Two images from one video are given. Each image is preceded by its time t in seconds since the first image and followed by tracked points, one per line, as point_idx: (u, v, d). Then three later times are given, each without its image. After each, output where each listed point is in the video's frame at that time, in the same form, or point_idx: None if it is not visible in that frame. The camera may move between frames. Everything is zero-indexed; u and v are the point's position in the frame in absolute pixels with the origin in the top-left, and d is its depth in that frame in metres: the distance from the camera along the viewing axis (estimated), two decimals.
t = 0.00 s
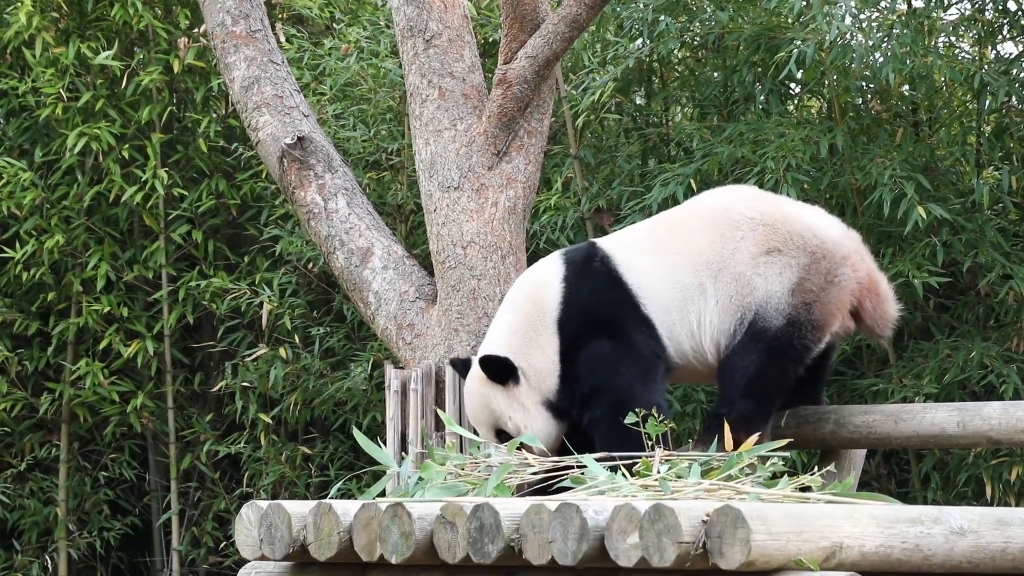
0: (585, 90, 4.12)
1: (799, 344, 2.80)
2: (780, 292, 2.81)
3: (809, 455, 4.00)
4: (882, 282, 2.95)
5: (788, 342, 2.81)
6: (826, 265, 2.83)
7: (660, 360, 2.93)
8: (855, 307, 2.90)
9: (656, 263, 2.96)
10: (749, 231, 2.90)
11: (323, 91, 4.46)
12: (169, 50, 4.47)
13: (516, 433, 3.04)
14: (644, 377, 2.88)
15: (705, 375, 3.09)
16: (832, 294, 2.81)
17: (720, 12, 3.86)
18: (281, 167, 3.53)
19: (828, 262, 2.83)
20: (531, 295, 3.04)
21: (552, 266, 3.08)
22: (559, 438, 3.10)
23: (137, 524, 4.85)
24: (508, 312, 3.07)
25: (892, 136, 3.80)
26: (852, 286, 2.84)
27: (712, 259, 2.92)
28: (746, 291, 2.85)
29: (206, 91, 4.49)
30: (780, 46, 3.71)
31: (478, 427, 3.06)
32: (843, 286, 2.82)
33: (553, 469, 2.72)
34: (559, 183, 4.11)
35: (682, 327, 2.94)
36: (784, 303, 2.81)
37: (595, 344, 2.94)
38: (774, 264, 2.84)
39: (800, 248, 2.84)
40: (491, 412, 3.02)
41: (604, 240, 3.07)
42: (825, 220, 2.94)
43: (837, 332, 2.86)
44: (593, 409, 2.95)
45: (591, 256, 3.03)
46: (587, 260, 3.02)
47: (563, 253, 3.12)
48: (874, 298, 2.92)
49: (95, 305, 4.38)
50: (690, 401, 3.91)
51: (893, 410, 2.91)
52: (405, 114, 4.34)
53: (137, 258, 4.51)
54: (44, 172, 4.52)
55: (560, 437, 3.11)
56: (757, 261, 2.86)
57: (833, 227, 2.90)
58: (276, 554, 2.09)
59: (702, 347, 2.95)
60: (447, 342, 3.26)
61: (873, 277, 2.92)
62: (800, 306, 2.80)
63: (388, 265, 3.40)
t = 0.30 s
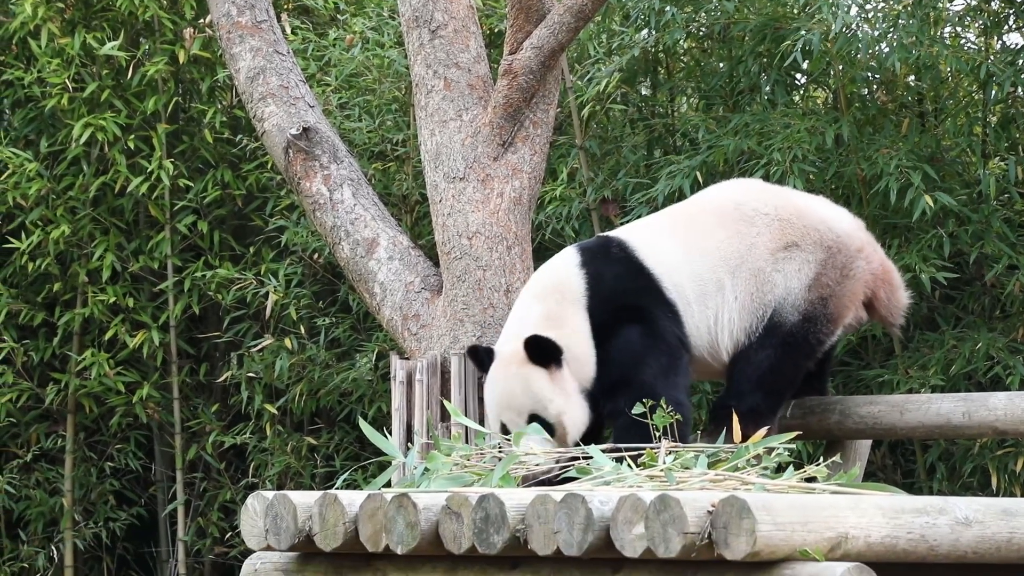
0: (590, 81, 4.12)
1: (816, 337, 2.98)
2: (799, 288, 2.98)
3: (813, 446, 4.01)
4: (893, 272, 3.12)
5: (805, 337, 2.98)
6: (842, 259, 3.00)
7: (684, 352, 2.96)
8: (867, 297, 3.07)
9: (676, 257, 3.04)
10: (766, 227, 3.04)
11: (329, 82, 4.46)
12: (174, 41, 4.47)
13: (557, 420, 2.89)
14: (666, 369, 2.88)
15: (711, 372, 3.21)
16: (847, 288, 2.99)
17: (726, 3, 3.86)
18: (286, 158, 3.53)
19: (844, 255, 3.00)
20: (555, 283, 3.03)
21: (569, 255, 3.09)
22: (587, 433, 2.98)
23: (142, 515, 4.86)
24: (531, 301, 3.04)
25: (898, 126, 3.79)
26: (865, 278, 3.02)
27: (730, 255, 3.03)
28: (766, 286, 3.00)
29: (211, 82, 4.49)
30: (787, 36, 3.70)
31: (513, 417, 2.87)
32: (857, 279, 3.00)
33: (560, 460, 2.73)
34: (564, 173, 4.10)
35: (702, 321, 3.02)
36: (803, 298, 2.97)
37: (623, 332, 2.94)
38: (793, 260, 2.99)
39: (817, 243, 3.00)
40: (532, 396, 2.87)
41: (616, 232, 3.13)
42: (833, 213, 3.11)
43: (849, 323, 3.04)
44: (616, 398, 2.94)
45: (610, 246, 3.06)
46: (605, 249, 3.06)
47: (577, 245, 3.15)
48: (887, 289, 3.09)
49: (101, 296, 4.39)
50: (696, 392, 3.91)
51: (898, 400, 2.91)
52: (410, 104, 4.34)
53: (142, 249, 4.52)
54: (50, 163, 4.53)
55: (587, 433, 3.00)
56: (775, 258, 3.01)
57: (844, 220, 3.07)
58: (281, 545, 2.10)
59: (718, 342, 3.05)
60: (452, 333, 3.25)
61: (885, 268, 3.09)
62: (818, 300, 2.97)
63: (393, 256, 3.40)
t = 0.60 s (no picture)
0: (593, 72, 4.11)
1: (828, 330, 3.11)
2: (816, 282, 3.08)
3: (817, 437, 4.01)
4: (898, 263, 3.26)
5: (817, 331, 3.10)
6: (854, 254, 3.13)
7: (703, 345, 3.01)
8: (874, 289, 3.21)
9: (698, 248, 3.08)
10: (782, 221, 3.11)
11: (332, 72, 4.45)
12: (177, 32, 4.46)
13: (601, 387, 2.78)
14: (686, 362, 2.93)
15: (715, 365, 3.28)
16: (857, 282, 3.13)
17: None
18: (289, 150, 3.53)
19: (856, 250, 3.13)
20: (583, 265, 3.00)
21: (594, 240, 3.07)
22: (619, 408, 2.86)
23: (145, 506, 4.87)
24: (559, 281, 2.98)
25: (901, 117, 3.79)
26: (875, 271, 3.15)
27: (749, 248, 3.10)
28: (784, 280, 3.08)
29: (214, 73, 4.49)
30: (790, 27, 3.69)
31: (556, 383, 2.75)
32: (868, 272, 3.14)
33: (564, 451, 2.73)
34: (567, 164, 4.09)
35: (721, 312, 3.07)
36: (819, 293, 3.08)
37: (648, 322, 2.97)
38: (810, 255, 3.09)
39: (832, 238, 3.11)
40: (576, 362, 2.77)
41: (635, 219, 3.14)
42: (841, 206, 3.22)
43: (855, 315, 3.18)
44: (638, 387, 2.98)
45: (634, 233, 3.07)
46: (630, 235, 3.07)
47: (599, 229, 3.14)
48: (896, 281, 3.21)
49: (104, 287, 4.39)
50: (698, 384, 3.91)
51: (901, 392, 2.93)
52: (414, 96, 4.33)
53: (145, 240, 4.52)
54: (53, 154, 4.53)
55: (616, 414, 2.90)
56: (793, 252, 3.09)
57: (855, 214, 3.18)
58: (284, 536, 2.10)
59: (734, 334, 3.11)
60: (455, 324, 3.25)
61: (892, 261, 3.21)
62: (832, 294, 3.10)
63: (396, 247, 3.41)
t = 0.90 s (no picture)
0: (593, 65, 4.11)
1: (838, 321, 3.16)
2: (827, 274, 3.12)
3: (816, 430, 4.01)
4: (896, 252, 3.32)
5: (829, 324, 3.15)
6: (859, 244, 3.18)
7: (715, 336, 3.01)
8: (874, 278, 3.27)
9: (709, 239, 3.07)
10: (790, 213, 3.14)
11: (332, 65, 4.45)
12: (177, 24, 4.46)
13: (619, 377, 2.76)
14: (694, 355, 2.93)
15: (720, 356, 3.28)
16: (862, 272, 3.19)
17: None
18: (289, 142, 3.53)
19: (861, 240, 3.18)
20: (595, 256, 2.98)
21: (601, 232, 3.04)
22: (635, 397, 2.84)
23: (145, 498, 4.88)
24: (574, 272, 2.96)
25: (900, 110, 3.79)
26: (877, 261, 3.21)
27: (760, 240, 3.11)
28: (796, 272, 3.11)
29: (214, 65, 4.48)
30: (790, 20, 3.69)
31: (574, 373, 2.73)
32: (871, 262, 3.20)
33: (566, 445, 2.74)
34: (567, 157, 4.08)
35: (734, 304, 3.06)
36: (831, 285, 3.13)
37: (659, 314, 2.96)
38: (819, 247, 3.13)
39: (839, 230, 3.15)
40: (594, 352, 2.74)
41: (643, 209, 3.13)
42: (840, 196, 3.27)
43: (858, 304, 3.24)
44: (648, 379, 2.98)
45: (647, 224, 3.05)
46: (643, 225, 3.05)
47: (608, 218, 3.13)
48: (895, 269, 3.27)
49: (103, 280, 4.39)
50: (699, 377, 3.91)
51: (901, 385, 2.94)
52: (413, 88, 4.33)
53: (145, 232, 4.52)
54: (53, 146, 4.53)
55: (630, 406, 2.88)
56: (802, 244, 3.12)
57: (856, 204, 3.23)
58: (284, 528, 2.10)
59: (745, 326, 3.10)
60: (455, 317, 3.26)
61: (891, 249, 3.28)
62: (841, 285, 3.15)
63: (396, 240, 3.41)
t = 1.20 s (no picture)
0: (592, 60, 4.11)
1: (835, 314, 3.16)
2: (823, 267, 3.12)
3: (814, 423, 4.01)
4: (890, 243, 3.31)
5: (826, 316, 3.15)
6: (855, 236, 3.17)
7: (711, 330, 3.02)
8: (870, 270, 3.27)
9: (706, 235, 3.07)
10: (785, 208, 3.14)
11: (329, 59, 4.43)
12: (175, 18, 4.45)
13: (625, 379, 2.75)
14: (694, 349, 2.93)
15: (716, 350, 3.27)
16: (859, 264, 3.18)
17: None
18: (286, 136, 3.52)
19: (857, 232, 3.18)
20: (592, 252, 2.96)
21: (600, 226, 3.03)
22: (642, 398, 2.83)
23: (143, 492, 4.88)
24: (572, 270, 2.95)
25: (898, 104, 3.79)
26: (872, 253, 3.21)
27: (756, 234, 3.11)
28: (793, 266, 3.11)
29: (212, 59, 4.48)
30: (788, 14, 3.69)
31: (580, 377, 2.72)
32: (867, 254, 3.20)
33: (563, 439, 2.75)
34: (565, 151, 4.08)
35: (732, 298, 3.06)
36: (827, 278, 3.13)
37: (658, 308, 2.96)
38: (815, 241, 3.12)
39: (834, 222, 3.15)
40: (599, 355, 2.73)
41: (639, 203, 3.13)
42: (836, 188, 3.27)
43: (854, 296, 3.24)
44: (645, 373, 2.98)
45: (644, 218, 3.05)
46: (640, 219, 3.05)
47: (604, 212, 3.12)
48: (890, 260, 3.26)
49: (101, 274, 4.38)
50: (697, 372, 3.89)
51: (898, 378, 2.93)
52: (411, 82, 4.32)
53: (143, 226, 4.51)
54: (50, 140, 4.52)
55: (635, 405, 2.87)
56: (799, 238, 3.12)
57: (851, 196, 3.23)
58: (281, 522, 2.10)
59: (742, 319, 3.10)
60: (453, 311, 3.26)
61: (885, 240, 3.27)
62: (838, 277, 3.15)
63: (394, 234, 3.41)
